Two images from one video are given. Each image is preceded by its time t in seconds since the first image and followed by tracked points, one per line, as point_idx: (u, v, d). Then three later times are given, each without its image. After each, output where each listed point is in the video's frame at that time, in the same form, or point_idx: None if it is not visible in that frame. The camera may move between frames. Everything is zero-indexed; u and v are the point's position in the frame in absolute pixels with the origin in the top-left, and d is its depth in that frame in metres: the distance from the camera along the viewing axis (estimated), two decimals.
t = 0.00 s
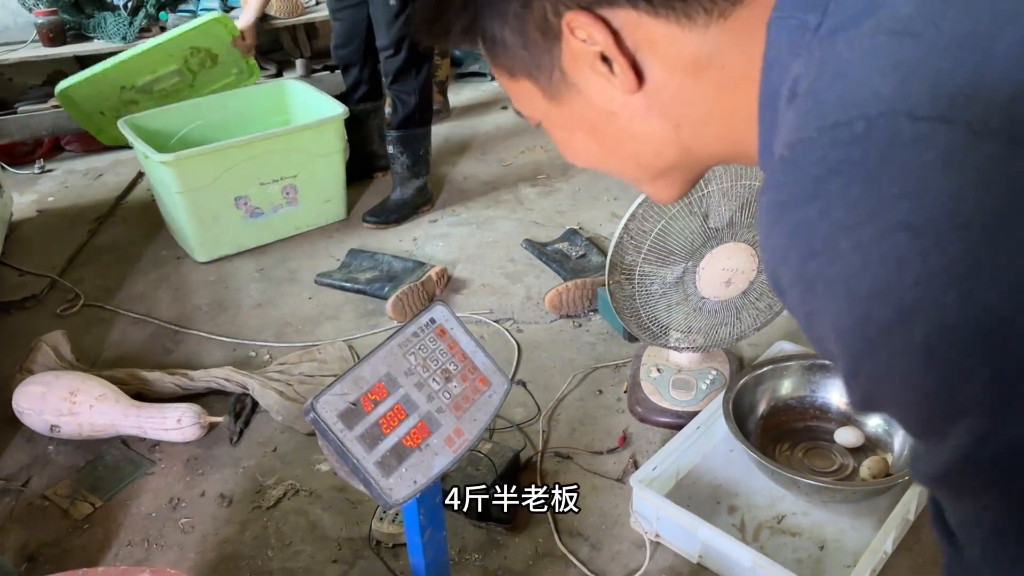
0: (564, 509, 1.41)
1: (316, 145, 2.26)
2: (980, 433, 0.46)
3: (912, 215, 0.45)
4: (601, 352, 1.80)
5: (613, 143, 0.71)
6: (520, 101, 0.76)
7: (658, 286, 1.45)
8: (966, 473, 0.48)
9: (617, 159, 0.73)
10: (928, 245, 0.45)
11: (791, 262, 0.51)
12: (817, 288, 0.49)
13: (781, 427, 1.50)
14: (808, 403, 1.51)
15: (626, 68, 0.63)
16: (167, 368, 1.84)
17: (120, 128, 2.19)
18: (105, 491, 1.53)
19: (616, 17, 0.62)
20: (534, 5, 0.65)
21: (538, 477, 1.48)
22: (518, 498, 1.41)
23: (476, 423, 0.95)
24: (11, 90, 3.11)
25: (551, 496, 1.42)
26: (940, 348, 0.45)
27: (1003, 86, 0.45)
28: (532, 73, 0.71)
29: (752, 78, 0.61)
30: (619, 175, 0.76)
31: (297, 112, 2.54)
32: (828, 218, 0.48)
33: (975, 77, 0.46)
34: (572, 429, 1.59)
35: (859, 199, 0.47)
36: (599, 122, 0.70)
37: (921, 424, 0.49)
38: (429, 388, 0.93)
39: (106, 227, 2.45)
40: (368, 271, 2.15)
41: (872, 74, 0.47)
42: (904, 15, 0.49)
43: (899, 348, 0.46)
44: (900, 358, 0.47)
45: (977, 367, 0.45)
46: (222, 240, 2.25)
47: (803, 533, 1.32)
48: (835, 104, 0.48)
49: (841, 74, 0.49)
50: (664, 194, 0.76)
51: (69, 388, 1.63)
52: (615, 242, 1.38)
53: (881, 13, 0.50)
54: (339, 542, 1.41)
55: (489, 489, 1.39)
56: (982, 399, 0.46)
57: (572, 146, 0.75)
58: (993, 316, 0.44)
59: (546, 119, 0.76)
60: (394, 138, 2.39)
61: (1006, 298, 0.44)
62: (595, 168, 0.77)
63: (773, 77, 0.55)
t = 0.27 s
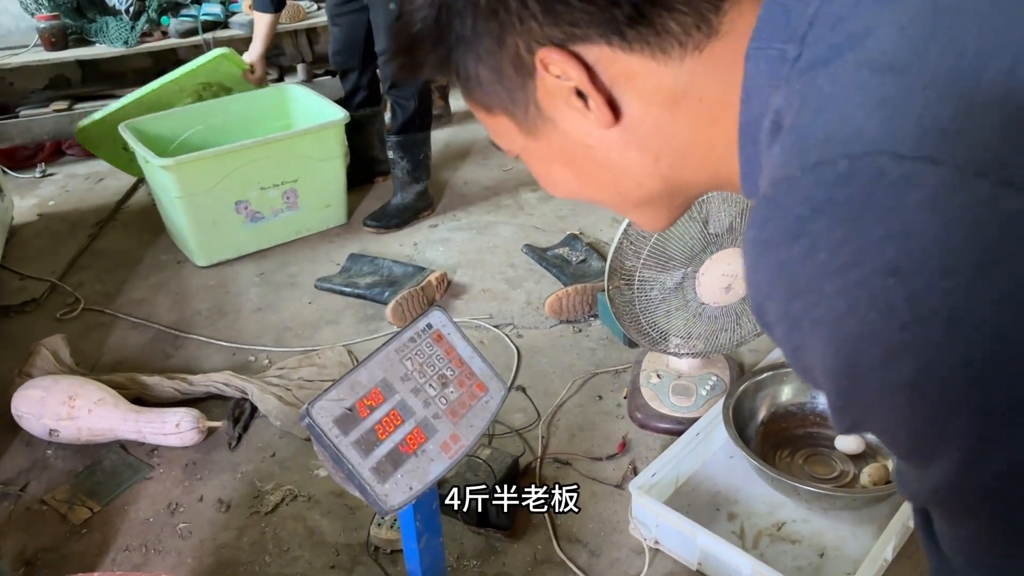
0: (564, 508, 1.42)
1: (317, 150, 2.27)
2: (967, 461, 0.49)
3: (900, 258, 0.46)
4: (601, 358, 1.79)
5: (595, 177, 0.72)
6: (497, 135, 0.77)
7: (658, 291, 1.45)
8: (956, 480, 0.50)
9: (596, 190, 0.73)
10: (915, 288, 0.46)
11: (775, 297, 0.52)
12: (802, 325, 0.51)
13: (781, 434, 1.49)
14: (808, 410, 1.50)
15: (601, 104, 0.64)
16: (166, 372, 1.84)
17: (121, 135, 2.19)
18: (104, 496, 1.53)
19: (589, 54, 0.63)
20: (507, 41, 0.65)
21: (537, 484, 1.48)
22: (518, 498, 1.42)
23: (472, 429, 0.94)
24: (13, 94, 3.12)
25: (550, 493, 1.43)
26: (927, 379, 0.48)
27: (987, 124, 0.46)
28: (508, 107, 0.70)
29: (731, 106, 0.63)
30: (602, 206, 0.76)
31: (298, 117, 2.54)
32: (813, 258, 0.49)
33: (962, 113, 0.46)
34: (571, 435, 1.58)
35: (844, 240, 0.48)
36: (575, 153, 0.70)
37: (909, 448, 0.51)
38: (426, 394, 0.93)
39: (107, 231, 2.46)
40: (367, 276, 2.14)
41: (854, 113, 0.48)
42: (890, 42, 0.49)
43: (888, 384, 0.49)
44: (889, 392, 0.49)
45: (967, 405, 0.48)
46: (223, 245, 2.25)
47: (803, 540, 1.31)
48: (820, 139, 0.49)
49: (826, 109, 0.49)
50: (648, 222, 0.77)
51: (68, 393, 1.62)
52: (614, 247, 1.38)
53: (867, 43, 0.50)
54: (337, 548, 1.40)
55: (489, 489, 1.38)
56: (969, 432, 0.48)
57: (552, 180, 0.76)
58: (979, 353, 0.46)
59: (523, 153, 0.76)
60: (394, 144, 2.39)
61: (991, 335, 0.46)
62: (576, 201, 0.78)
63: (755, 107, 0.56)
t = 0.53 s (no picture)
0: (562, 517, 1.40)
1: (321, 156, 2.27)
2: (959, 492, 0.49)
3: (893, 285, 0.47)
4: (604, 364, 1.79)
5: (586, 197, 0.72)
6: (490, 152, 0.77)
7: (661, 299, 1.46)
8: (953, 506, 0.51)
9: (585, 210, 0.73)
10: (909, 315, 0.47)
11: (766, 324, 0.52)
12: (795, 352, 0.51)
13: (784, 442, 1.49)
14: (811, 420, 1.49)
15: (591, 128, 0.65)
16: (169, 377, 1.84)
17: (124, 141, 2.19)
18: (105, 501, 1.53)
19: (579, 78, 0.64)
20: (498, 65, 0.65)
21: (539, 491, 1.47)
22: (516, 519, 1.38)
23: (474, 436, 0.94)
24: (18, 99, 3.13)
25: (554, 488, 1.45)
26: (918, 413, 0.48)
27: (975, 151, 0.47)
28: (499, 128, 0.71)
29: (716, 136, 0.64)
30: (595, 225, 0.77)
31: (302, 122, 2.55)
32: (805, 285, 0.50)
33: (950, 144, 0.48)
34: (573, 442, 1.58)
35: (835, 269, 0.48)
36: (565, 173, 0.71)
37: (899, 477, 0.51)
38: (427, 401, 0.93)
39: (111, 236, 2.46)
40: (370, 282, 2.14)
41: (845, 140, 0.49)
42: (877, 74, 0.50)
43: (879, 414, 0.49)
44: (882, 421, 0.49)
45: (957, 437, 0.48)
46: (226, 251, 2.26)
47: (806, 549, 1.31)
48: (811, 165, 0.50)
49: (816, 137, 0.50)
50: (642, 240, 0.77)
51: (71, 398, 1.63)
52: (618, 251, 1.40)
53: (855, 68, 0.51)
54: (338, 554, 1.40)
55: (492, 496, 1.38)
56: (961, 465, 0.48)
57: (544, 198, 0.76)
58: (971, 385, 0.47)
59: (515, 170, 0.76)
60: (398, 152, 2.39)
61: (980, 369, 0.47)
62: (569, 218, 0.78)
63: (744, 130, 0.57)
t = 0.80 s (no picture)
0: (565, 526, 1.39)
1: (328, 163, 2.27)
2: (953, 505, 0.51)
3: (879, 304, 0.48)
4: (609, 373, 1.79)
5: (579, 175, 0.73)
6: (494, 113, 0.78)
7: (666, 307, 1.45)
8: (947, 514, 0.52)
9: (582, 187, 0.75)
10: (894, 335, 0.48)
11: (757, 340, 0.54)
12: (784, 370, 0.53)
13: (789, 452, 1.48)
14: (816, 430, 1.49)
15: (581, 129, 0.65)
16: (174, 383, 1.84)
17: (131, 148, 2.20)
18: (109, 507, 1.53)
19: (567, 83, 0.64)
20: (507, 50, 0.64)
21: (543, 500, 1.47)
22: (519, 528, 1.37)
23: (477, 445, 0.94)
24: (26, 104, 3.15)
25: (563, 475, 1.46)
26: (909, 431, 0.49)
27: (962, 168, 0.48)
28: (498, 106, 0.72)
29: (717, 136, 0.61)
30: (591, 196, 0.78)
31: (308, 129, 2.55)
32: (793, 303, 0.51)
33: (939, 160, 0.48)
34: (577, 451, 1.57)
35: (823, 285, 0.50)
36: (560, 155, 0.72)
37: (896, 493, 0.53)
38: (430, 409, 0.93)
39: (117, 241, 2.47)
40: (375, 288, 2.14)
41: (829, 162, 0.50)
42: (865, 85, 0.51)
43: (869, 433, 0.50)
44: (872, 439, 0.51)
45: (948, 455, 0.49)
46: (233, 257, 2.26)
47: (811, 560, 1.30)
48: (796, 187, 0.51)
49: (802, 155, 0.51)
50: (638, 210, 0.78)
51: (76, 403, 1.63)
52: (622, 261, 1.39)
53: (846, 83, 0.51)
54: (341, 562, 1.39)
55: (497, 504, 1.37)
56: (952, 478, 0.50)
57: (543, 167, 0.78)
58: (958, 406, 0.48)
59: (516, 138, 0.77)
60: (402, 164, 2.37)
61: (969, 387, 0.48)
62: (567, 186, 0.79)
63: (740, 138, 0.57)
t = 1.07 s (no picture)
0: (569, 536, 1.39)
1: (334, 171, 2.28)
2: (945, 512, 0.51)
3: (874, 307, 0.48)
4: (613, 382, 1.78)
5: (579, 162, 0.73)
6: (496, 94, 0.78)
7: (671, 316, 1.44)
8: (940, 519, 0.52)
9: (581, 172, 0.76)
10: (888, 339, 0.48)
11: (752, 341, 0.54)
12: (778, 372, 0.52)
13: (794, 463, 1.47)
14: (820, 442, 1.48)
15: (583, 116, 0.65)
16: (179, 390, 1.84)
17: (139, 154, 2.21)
18: (113, 513, 1.53)
19: (570, 71, 0.64)
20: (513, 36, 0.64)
21: (547, 509, 1.46)
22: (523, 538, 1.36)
23: (480, 454, 0.94)
24: (35, 111, 3.17)
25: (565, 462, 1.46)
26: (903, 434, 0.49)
27: (959, 173, 0.48)
28: (502, 88, 0.72)
29: (717, 132, 0.61)
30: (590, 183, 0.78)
31: (315, 137, 2.56)
32: (787, 305, 0.51)
33: (937, 164, 0.48)
34: (581, 460, 1.57)
35: (818, 288, 0.50)
36: (560, 139, 0.72)
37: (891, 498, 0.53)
38: (433, 418, 0.93)
39: (124, 248, 2.48)
40: (380, 296, 2.15)
41: (826, 164, 0.50)
42: (864, 88, 0.51)
43: (864, 437, 0.50)
44: (866, 444, 0.51)
45: (939, 460, 0.49)
46: (238, 264, 2.27)
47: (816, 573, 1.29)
48: (791, 190, 0.51)
49: (800, 156, 0.51)
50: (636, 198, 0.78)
51: (81, 409, 1.63)
52: (627, 270, 1.38)
53: (846, 85, 0.51)
54: (344, 570, 1.39)
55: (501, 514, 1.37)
56: (944, 484, 0.50)
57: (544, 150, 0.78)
58: (951, 412, 0.48)
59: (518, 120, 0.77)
60: (408, 175, 2.38)
61: (964, 391, 0.48)
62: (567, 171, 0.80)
63: (740, 137, 0.57)
